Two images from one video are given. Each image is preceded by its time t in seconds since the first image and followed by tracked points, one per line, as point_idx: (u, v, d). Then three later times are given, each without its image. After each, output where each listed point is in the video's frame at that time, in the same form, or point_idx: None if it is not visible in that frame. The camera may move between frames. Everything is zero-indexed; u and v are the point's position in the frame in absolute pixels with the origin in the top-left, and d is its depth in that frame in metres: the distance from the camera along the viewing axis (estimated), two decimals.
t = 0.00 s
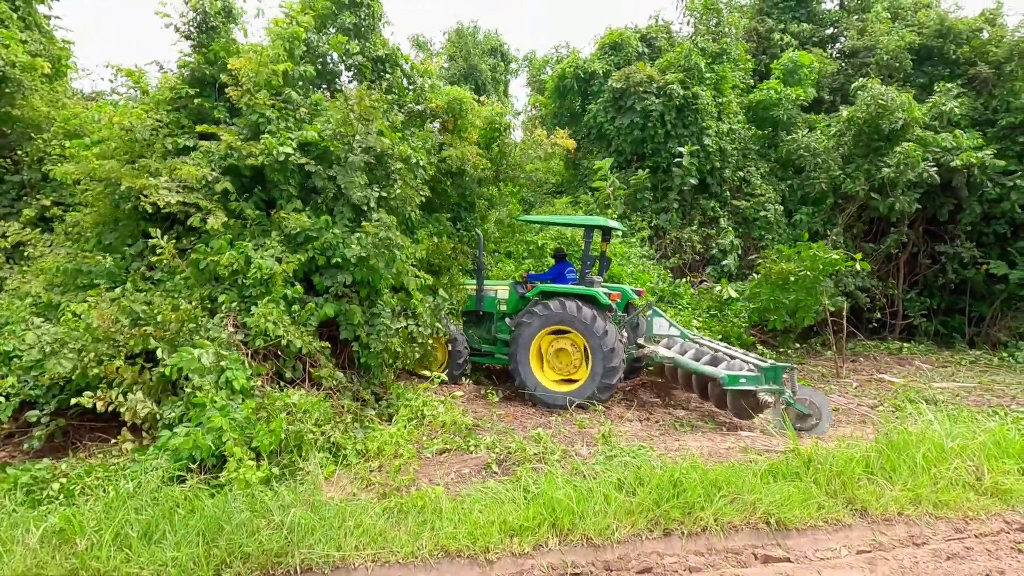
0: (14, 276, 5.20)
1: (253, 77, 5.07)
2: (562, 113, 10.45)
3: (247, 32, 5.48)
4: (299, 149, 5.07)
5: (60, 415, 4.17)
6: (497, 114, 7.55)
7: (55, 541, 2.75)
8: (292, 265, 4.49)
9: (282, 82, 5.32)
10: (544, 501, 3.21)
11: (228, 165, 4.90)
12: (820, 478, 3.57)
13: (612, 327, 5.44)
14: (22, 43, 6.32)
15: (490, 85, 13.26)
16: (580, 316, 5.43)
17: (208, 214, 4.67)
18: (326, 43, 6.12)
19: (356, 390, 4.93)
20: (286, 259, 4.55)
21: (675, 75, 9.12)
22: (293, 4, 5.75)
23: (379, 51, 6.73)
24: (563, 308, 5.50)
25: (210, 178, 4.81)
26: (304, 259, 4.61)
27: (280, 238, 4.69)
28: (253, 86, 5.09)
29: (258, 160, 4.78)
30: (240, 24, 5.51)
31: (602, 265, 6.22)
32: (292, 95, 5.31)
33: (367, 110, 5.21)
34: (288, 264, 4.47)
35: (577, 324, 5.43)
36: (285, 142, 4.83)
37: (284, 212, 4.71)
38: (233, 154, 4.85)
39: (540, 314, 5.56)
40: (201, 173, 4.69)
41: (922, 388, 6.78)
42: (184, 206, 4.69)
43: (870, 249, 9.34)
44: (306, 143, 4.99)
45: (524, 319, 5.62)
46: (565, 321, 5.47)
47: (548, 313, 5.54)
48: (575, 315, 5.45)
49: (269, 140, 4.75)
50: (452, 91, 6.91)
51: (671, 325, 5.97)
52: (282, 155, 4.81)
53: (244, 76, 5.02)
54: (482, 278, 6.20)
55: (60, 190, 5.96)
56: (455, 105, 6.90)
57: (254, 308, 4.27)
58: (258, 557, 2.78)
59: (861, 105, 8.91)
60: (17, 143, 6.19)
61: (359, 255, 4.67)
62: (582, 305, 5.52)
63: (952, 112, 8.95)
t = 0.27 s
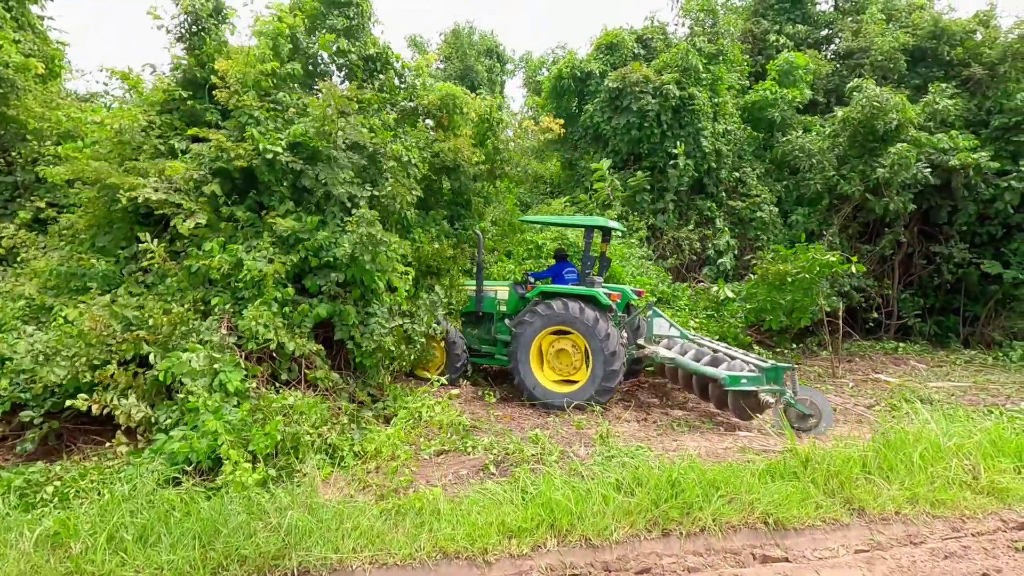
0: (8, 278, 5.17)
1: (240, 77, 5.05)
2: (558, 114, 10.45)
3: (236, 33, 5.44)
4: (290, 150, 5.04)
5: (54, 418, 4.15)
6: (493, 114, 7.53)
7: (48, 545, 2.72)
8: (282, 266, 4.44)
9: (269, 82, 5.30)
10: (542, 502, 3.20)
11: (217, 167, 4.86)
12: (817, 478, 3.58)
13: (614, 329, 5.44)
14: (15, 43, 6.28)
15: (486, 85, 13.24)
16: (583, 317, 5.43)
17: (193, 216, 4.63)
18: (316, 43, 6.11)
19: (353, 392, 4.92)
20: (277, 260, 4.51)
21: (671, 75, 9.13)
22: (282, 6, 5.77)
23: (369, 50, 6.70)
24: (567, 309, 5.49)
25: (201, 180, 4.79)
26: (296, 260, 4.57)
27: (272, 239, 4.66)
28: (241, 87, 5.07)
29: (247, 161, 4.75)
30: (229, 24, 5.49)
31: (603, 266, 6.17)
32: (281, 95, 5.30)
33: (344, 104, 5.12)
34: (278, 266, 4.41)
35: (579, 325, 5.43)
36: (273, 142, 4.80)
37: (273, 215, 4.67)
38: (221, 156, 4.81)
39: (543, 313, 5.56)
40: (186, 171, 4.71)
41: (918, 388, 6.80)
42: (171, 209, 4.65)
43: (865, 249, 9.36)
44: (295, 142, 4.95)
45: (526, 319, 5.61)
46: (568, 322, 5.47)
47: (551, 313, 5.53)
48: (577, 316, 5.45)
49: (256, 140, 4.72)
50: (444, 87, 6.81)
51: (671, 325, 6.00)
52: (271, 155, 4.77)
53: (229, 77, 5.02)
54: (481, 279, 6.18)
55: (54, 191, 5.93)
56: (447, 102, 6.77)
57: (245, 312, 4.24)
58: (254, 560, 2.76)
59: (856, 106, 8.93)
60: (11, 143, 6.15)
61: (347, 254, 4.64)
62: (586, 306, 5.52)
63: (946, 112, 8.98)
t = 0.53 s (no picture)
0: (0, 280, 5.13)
1: (231, 79, 5.05)
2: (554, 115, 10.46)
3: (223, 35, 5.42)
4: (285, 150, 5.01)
5: (47, 421, 4.13)
6: (489, 115, 7.54)
7: (40, 548, 2.71)
8: (280, 268, 4.44)
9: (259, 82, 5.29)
10: (538, 503, 3.20)
11: (211, 168, 4.84)
12: (812, 477, 3.59)
13: (609, 329, 5.43)
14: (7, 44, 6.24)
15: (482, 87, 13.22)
16: (577, 318, 5.43)
17: (183, 217, 4.58)
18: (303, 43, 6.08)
19: (349, 394, 4.91)
20: (275, 260, 4.51)
21: (667, 77, 9.16)
22: (268, 4, 5.74)
23: (358, 49, 6.73)
24: (560, 310, 5.50)
25: (194, 181, 4.77)
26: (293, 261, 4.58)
27: (269, 240, 4.66)
28: (232, 88, 5.07)
29: (240, 162, 4.75)
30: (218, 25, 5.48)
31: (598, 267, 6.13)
32: (272, 96, 5.27)
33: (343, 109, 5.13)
34: (275, 267, 4.41)
35: (574, 326, 5.43)
36: (267, 142, 4.79)
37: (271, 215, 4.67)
38: (216, 157, 4.80)
39: (537, 314, 5.56)
40: (178, 176, 4.68)
41: (913, 388, 6.82)
42: (166, 209, 4.63)
43: (860, 249, 9.40)
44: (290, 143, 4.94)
45: (520, 320, 5.61)
46: (562, 322, 5.47)
47: (545, 314, 5.54)
48: (572, 316, 5.45)
49: (250, 141, 4.72)
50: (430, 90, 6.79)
51: (667, 326, 5.99)
52: (266, 155, 4.78)
53: (219, 78, 5.02)
54: (476, 280, 6.20)
55: (47, 193, 5.90)
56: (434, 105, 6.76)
57: (243, 312, 4.23)
58: (249, 562, 2.75)
59: (850, 107, 8.97)
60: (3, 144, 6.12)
61: (344, 259, 4.64)
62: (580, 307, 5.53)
63: (939, 113, 9.02)
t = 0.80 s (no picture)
0: None
1: (226, 78, 5.04)
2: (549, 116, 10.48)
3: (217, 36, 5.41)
4: (279, 150, 4.99)
5: (38, 423, 4.11)
6: (484, 116, 7.54)
7: (30, 551, 2.70)
8: (273, 270, 4.44)
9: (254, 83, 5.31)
10: (532, 503, 3.21)
11: (205, 169, 4.84)
12: (804, 477, 3.60)
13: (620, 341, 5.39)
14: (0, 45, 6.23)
15: (478, 88, 13.20)
16: (592, 325, 5.38)
17: (178, 219, 4.57)
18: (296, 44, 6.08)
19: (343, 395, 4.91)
20: (267, 262, 4.51)
21: (661, 78, 9.19)
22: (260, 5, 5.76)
23: (352, 51, 6.76)
24: (577, 312, 5.45)
25: (188, 182, 4.77)
26: (286, 262, 4.58)
27: (262, 241, 4.66)
28: (227, 89, 5.05)
29: (235, 164, 4.75)
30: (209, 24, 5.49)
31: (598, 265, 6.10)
32: (268, 96, 5.27)
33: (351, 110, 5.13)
34: (269, 269, 4.42)
35: (586, 332, 5.39)
36: (261, 144, 4.79)
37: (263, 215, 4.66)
38: (210, 158, 4.81)
39: (552, 311, 5.53)
40: (174, 175, 4.68)
41: (906, 388, 6.84)
42: (162, 210, 4.63)
43: (853, 250, 9.43)
44: (286, 144, 4.94)
45: (532, 313, 5.61)
46: (574, 326, 5.44)
47: (561, 313, 5.50)
48: (586, 322, 5.40)
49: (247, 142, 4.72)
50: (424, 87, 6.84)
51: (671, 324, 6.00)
52: (260, 157, 4.78)
53: (214, 79, 4.99)
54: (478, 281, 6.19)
55: (41, 194, 5.88)
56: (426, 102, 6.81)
57: (236, 313, 4.22)
58: (240, 563, 2.75)
59: (843, 108, 9.01)
60: None
61: (340, 257, 4.63)
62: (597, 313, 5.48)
63: (931, 114, 9.07)
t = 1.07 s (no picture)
0: None
1: (214, 80, 5.07)
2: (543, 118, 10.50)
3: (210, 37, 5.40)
4: (264, 151, 4.97)
5: (28, 425, 4.10)
6: (477, 118, 7.55)
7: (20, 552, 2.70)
8: (258, 271, 4.44)
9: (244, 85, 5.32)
10: (523, 503, 3.22)
11: (193, 172, 4.84)
12: (794, 475, 3.63)
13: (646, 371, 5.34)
14: None
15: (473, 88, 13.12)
16: (630, 347, 5.28)
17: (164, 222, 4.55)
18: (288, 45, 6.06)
19: (336, 396, 4.91)
20: (253, 264, 4.51)
21: (654, 79, 9.23)
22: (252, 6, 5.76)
23: (344, 51, 6.78)
24: (620, 328, 5.32)
25: (176, 184, 4.76)
26: (272, 264, 4.56)
27: (247, 242, 4.66)
28: (215, 90, 5.08)
29: (221, 167, 4.76)
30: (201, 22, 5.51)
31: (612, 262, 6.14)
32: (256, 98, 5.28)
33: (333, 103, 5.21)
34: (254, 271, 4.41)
35: (619, 351, 5.31)
36: (247, 146, 4.79)
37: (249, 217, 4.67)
38: (196, 161, 4.81)
39: (598, 315, 5.40)
40: (162, 176, 4.68)
41: (898, 387, 6.89)
42: (147, 213, 4.63)
43: (845, 250, 9.49)
44: (272, 145, 4.95)
45: (578, 304, 5.50)
46: (611, 340, 5.34)
47: (606, 320, 5.37)
48: (624, 343, 5.30)
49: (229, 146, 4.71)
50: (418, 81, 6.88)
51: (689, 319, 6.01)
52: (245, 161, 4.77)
53: (202, 80, 5.03)
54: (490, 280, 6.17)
55: (32, 196, 5.85)
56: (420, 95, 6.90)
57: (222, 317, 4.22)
58: (232, 564, 2.76)
59: (834, 109, 9.07)
60: None
61: (328, 256, 4.65)
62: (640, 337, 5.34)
63: (920, 115, 9.15)
